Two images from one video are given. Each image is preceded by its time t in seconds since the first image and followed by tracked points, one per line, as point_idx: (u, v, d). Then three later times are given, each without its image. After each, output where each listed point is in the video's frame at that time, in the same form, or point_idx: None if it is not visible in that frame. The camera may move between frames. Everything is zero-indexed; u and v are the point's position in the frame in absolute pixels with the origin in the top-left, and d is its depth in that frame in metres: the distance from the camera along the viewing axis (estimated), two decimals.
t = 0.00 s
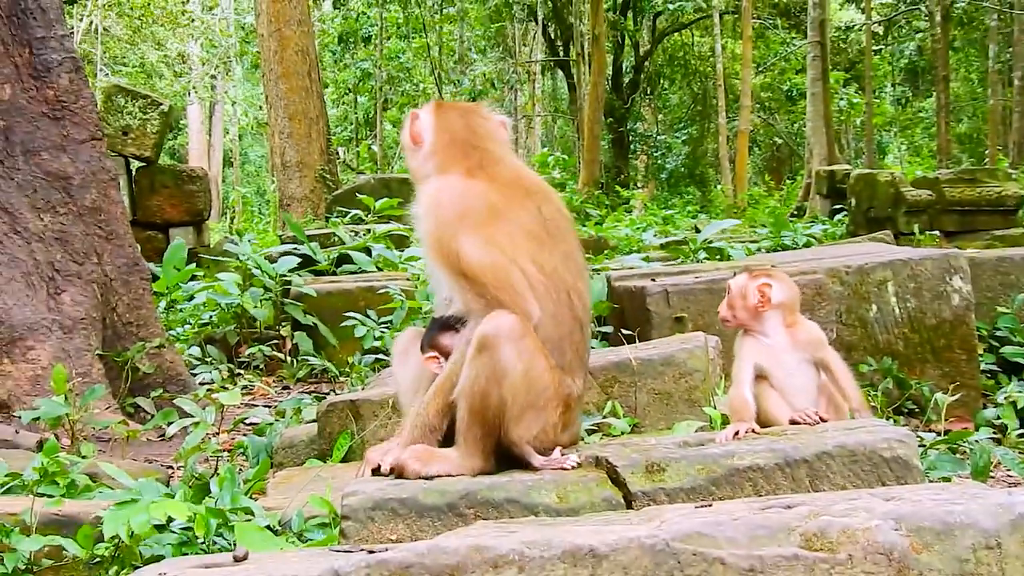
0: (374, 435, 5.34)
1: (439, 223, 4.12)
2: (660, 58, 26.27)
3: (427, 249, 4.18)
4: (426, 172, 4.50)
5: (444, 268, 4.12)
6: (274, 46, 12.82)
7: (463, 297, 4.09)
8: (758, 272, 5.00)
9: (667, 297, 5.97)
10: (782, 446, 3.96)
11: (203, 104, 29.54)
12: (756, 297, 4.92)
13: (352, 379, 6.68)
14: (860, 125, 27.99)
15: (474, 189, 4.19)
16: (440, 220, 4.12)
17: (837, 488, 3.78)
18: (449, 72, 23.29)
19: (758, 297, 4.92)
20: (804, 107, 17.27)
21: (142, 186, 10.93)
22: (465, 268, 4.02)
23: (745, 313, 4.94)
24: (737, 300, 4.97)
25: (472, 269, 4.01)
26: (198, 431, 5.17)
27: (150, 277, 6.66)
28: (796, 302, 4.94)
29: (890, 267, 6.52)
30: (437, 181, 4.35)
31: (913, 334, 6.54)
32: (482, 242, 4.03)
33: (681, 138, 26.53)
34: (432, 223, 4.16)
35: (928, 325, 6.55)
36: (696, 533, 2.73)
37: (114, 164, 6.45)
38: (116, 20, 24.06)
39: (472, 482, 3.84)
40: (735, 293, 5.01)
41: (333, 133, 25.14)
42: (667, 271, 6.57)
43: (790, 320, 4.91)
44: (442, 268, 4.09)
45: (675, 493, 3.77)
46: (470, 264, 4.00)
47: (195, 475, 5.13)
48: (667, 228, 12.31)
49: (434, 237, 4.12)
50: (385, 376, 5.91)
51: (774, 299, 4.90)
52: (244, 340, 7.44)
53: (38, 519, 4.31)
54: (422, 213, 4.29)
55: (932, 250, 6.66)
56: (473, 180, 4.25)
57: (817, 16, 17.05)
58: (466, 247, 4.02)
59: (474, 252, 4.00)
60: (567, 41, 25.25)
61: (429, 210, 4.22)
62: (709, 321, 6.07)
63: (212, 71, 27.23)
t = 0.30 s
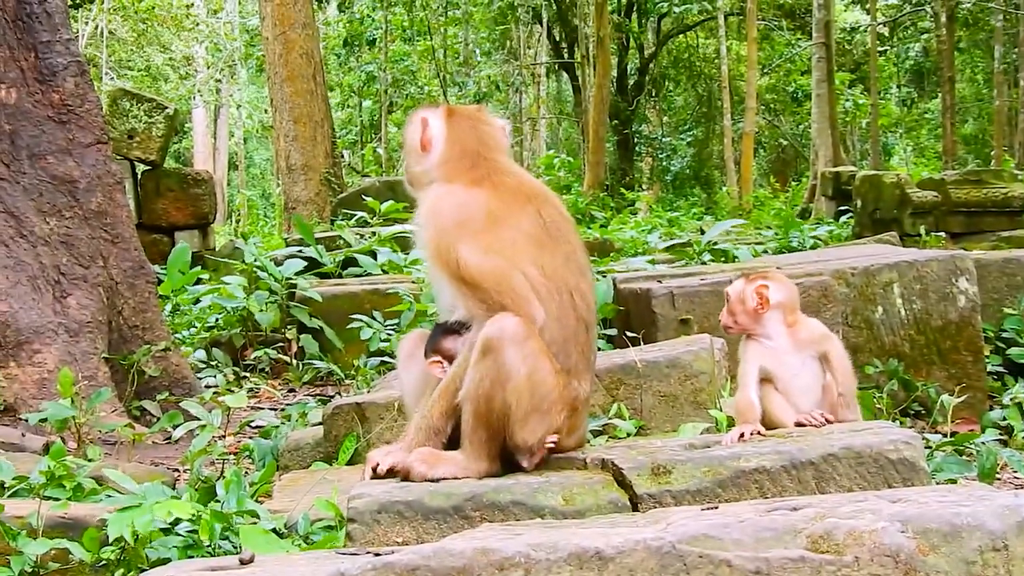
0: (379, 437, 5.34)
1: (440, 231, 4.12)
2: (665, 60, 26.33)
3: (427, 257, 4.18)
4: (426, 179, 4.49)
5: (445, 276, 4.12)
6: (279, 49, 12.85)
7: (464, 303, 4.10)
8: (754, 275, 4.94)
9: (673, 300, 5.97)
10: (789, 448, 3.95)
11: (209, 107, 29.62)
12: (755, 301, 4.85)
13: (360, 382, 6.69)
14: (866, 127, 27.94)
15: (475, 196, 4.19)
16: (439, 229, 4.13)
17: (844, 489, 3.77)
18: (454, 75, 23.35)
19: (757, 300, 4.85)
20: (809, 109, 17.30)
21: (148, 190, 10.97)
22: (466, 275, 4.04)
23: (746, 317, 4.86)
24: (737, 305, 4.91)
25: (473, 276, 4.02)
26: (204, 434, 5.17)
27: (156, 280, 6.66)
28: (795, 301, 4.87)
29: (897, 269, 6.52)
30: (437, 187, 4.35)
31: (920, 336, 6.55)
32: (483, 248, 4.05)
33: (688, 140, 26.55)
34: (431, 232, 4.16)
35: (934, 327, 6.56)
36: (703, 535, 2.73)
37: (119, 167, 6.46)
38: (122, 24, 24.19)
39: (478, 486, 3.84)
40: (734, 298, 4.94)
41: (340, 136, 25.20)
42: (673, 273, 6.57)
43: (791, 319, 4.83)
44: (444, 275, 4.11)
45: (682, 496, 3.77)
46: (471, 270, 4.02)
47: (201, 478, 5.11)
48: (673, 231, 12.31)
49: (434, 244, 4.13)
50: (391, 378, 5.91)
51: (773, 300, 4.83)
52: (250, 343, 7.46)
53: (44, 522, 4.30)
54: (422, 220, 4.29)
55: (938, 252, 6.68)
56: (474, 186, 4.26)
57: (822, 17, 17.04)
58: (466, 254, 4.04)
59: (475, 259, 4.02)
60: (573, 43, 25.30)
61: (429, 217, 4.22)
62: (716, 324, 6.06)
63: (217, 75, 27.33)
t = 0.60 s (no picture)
0: (390, 439, 5.35)
1: (452, 233, 4.12)
2: (674, 62, 26.38)
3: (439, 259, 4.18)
4: (435, 182, 4.49)
5: (457, 278, 4.12)
6: (288, 51, 12.90)
7: (477, 305, 4.10)
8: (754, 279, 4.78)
9: (683, 300, 5.97)
10: (800, 448, 3.94)
11: (219, 110, 29.72)
12: (757, 306, 4.70)
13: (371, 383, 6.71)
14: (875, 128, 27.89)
15: (486, 199, 4.19)
16: (451, 231, 4.12)
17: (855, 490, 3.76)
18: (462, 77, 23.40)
19: (758, 306, 4.70)
20: (819, 109, 17.30)
21: (158, 192, 11.01)
22: (480, 277, 4.03)
23: (748, 324, 4.72)
24: (738, 312, 4.74)
25: (487, 277, 4.02)
26: (214, 436, 5.18)
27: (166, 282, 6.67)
28: (797, 303, 4.74)
29: (907, 269, 6.52)
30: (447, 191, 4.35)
31: (931, 336, 6.55)
32: (496, 250, 4.04)
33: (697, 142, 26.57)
34: (443, 235, 4.16)
35: (944, 327, 6.55)
36: (715, 537, 2.73)
37: (130, 169, 6.46)
38: (133, 26, 24.32)
39: (489, 488, 3.83)
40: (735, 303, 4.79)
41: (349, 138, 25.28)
42: (683, 274, 6.57)
43: (791, 323, 4.72)
44: (457, 277, 4.11)
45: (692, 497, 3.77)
46: (485, 272, 4.01)
47: (211, 481, 5.08)
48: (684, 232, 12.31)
49: (447, 246, 4.12)
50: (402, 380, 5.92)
51: (775, 305, 4.68)
52: (260, 345, 7.47)
53: (55, 524, 4.30)
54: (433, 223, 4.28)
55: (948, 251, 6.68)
56: (484, 189, 4.25)
57: (831, 18, 17.04)
58: (480, 256, 4.03)
59: (488, 261, 4.02)
60: (581, 45, 25.36)
61: (440, 220, 4.21)
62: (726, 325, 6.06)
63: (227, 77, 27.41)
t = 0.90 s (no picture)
0: (400, 440, 5.37)
1: (456, 234, 4.12)
2: (682, 62, 26.40)
3: (444, 260, 4.19)
4: (437, 183, 4.50)
5: (462, 279, 4.13)
6: (297, 53, 12.85)
7: (483, 306, 4.10)
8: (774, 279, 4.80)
9: (692, 301, 5.98)
10: (809, 448, 3.94)
11: (227, 111, 29.76)
12: (781, 306, 4.69)
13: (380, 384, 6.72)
14: (884, 127, 27.86)
15: (488, 198, 4.19)
16: (455, 233, 4.13)
17: (865, 490, 3.76)
18: (470, 77, 23.42)
19: (783, 305, 4.69)
20: (828, 109, 17.30)
21: (166, 194, 11.10)
22: (484, 277, 4.04)
23: (767, 323, 4.72)
24: (759, 310, 4.73)
25: (491, 277, 4.02)
26: (223, 438, 5.19)
27: (174, 284, 6.67)
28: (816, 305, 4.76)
29: (916, 270, 6.52)
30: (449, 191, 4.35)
31: (940, 337, 6.56)
32: (500, 249, 4.04)
33: (704, 141, 26.57)
34: (447, 236, 4.16)
35: (953, 328, 6.56)
36: (723, 537, 2.73)
37: (138, 172, 6.45)
38: (141, 29, 24.43)
39: (498, 489, 3.83)
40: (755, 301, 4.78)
41: (356, 138, 25.31)
42: (692, 275, 6.57)
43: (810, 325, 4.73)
44: (462, 277, 4.11)
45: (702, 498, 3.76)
46: (489, 272, 4.02)
47: (220, 483, 5.08)
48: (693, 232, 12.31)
49: (451, 247, 4.13)
50: (411, 381, 5.93)
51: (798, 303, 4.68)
52: (270, 346, 7.50)
53: (65, 526, 4.27)
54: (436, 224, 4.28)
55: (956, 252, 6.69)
56: (486, 188, 4.26)
57: (839, 18, 17.04)
58: (484, 255, 4.04)
59: (492, 261, 4.02)
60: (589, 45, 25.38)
61: (443, 221, 4.22)
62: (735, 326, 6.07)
63: (235, 79, 27.47)
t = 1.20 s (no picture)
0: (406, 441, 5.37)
1: (463, 234, 4.12)
2: (687, 62, 26.41)
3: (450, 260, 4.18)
4: (441, 184, 4.49)
5: (469, 278, 4.12)
6: (302, 53, 12.87)
7: (490, 305, 4.10)
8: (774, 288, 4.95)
9: (698, 301, 5.98)
10: (815, 447, 3.93)
11: (232, 112, 29.75)
12: (812, 304, 4.86)
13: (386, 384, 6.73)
14: (889, 126, 27.84)
15: (494, 198, 4.20)
16: (462, 233, 4.13)
17: (871, 489, 3.75)
18: (476, 77, 23.38)
19: (814, 303, 4.86)
20: (835, 109, 17.28)
21: (172, 195, 11.12)
22: (492, 276, 4.04)
23: (796, 321, 4.84)
24: (792, 308, 4.83)
25: (498, 276, 4.02)
26: (230, 438, 5.19)
27: (180, 284, 6.68)
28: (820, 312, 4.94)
29: (922, 269, 6.52)
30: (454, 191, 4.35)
31: (946, 336, 6.57)
32: (507, 248, 4.04)
33: (711, 140, 26.53)
34: (453, 237, 4.17)
35: (960, 327, 6.57)
36: (730, 536, 2.73)
37: (144, 172, 6.47)
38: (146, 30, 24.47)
39: (505, 488, 3.83)
40: (778, 301, 4.85)
41: (361, 138, 25.29)
42: (698, 275, 6.58)
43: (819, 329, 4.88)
44: (469, 277, 4.11)
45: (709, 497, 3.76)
46: (497, 271, 4.02)
47: (228, 482, 5.08)
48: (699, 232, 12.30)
49: (458, 247, 4.13)
50: (416, 381, 5.93)
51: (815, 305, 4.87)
52: (275, 346, 7.51)
53: (72, 527, 4.26)
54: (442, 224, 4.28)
55: (962, 251, 6.70)
56: (492, 188, 4.26)
57: (845, 17, 17.03)
58: (491, 255, 4.04)
59: (500, 260, 4.02)
60: (594, 45, 25.36)
61: (449, 221, 4.22)
62: (742, 325, 6.07)
63: (241, 79, 27.46)
